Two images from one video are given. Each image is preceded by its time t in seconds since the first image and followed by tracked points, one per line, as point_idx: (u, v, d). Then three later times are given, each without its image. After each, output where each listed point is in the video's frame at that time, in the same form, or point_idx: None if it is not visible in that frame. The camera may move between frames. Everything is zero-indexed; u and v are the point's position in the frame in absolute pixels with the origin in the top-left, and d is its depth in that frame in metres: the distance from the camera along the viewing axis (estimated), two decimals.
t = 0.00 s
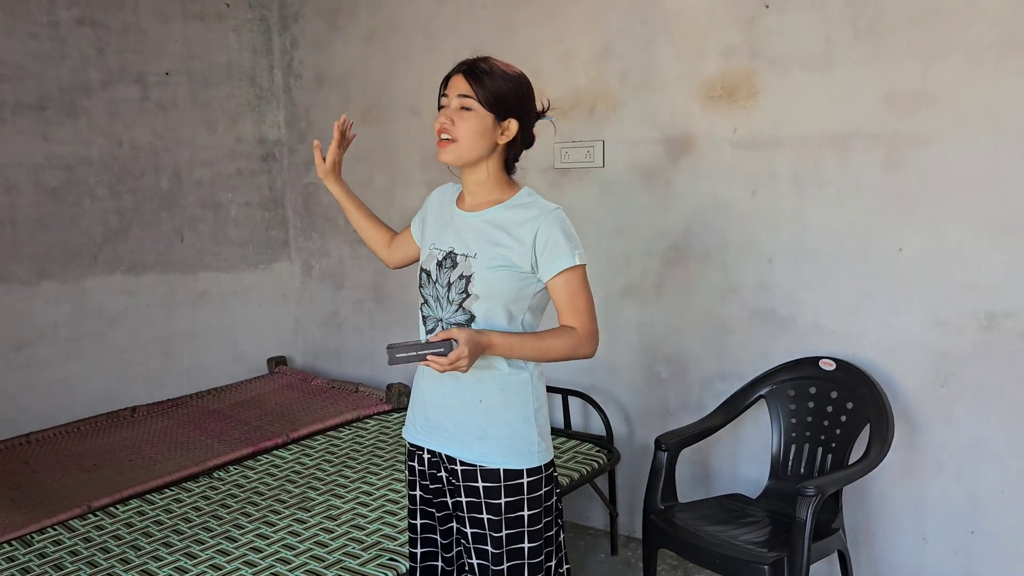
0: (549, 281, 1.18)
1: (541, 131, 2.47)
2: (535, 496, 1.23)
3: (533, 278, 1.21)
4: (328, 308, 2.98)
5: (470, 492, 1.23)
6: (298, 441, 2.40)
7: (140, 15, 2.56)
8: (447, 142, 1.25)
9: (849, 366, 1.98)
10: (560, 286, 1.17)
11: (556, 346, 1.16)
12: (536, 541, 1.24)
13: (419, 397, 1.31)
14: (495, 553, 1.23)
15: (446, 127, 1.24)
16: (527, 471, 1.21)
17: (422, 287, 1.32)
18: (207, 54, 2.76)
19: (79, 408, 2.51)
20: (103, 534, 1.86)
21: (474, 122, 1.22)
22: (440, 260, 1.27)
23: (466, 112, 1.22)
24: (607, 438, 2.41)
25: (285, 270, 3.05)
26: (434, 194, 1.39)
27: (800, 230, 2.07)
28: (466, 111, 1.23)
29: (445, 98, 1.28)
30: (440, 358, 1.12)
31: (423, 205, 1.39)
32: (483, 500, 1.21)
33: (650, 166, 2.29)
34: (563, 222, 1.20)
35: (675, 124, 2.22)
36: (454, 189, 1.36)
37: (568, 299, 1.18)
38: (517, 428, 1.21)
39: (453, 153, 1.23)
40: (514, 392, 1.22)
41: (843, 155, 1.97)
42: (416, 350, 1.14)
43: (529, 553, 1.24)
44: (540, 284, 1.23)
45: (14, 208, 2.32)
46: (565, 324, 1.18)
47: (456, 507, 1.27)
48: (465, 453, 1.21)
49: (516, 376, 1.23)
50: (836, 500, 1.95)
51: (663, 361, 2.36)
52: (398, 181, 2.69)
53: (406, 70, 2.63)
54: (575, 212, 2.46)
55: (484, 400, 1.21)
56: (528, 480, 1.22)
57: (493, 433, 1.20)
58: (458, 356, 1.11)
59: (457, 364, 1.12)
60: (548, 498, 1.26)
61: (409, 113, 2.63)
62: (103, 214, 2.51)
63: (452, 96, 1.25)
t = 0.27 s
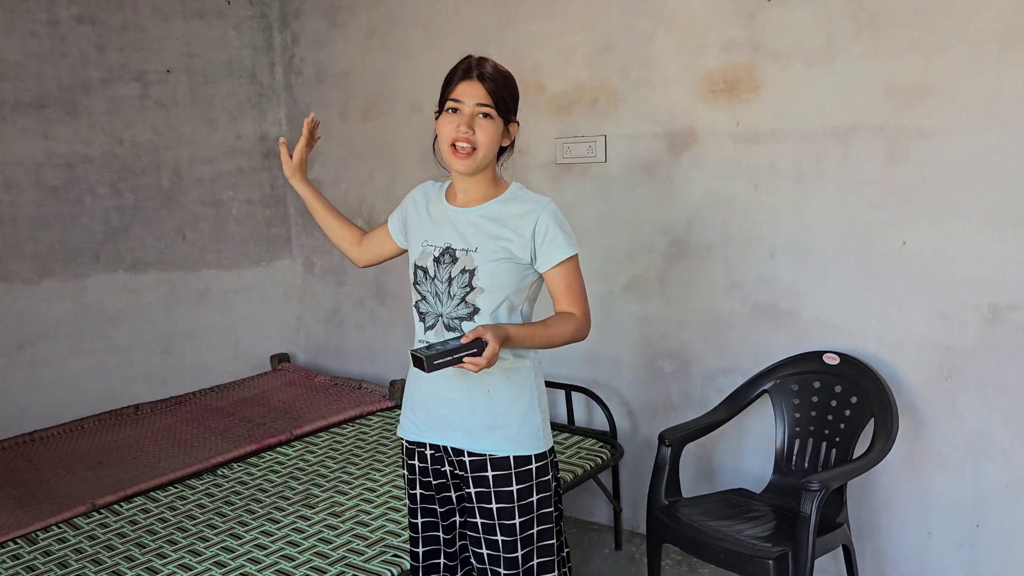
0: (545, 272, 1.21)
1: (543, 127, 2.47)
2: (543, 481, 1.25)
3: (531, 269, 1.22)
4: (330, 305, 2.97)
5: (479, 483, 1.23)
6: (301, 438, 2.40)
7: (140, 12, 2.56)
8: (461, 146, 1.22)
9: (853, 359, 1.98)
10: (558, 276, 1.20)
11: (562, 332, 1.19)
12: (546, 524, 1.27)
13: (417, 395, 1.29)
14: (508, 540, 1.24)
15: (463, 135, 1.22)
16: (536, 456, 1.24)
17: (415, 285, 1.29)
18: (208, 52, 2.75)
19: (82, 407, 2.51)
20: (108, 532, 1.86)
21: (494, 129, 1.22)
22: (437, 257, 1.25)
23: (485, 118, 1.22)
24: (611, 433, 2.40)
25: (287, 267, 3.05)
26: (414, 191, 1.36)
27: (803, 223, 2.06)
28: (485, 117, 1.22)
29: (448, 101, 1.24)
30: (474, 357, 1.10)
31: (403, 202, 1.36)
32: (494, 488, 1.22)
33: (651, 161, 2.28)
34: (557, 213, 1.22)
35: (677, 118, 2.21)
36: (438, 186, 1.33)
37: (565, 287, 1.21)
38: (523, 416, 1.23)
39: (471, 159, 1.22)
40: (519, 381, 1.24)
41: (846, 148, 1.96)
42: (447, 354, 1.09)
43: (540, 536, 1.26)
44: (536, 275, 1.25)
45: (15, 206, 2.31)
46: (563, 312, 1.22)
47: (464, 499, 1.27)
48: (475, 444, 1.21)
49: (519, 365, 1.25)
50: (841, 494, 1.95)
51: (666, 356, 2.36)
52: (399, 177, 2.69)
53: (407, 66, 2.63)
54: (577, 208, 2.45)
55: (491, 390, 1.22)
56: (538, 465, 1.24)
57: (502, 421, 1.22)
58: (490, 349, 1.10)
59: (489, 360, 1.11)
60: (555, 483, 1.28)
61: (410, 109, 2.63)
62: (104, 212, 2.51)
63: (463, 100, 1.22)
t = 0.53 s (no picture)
0: (539, 269, 1.23)
1: (544, 127, 2.46)
2: (547, 474, 1.27)
3: (526, 266, 1.23)
4: (333, 306, 2.98)
5: (484, 479, 1.24)
6: (304, 439, 2.40)
7: (142, 14, 2.56)
8: (462, 151, 1.22)
9: (855, 359, 1.98)
10: (551, 272, 1.22)
11: (560, 325, 1.22)
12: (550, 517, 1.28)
13: (415, 394, 1.27)
14: (512, 534, 1.24)
15: (462, 141, 1.22)
16: (539, 449, 1.25)
17: (411, 286, 1.27)
18: (210, 53, 2.75)
19: (85, 408, 2.51)
20: (111, 533, 1.86)
21: (489, 130, 1.24)
22: (435, 257, 1.24)
23: (480, 121, 1.24)
24: (613, 433, 2.40)
25: (290, 268, 3.05)
26: (399, 194, 1.34)
27: (805, 223, 2.05)
28: (479, 120, 1.24)
29: (439, 107, 1.24)
30: (488, 355, 1.11)
31: (390, 205, 1.33)
32: (498, 483, 1.23)
33: (653, 161, 2.28)
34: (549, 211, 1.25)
35: (679, 119, 2.21)
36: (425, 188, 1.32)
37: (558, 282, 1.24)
38: (526, 410, 1.24)
39: (472, 163, 1.22)
40: (520, 375, 1.24)
41: (848, 147, 1.96)
42: (466, 353, 1.09)
43: (545, 528, 1.28)
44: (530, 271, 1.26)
45: (17, 208, 2.32)
46: (556, 307, 1.24)
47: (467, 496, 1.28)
48: (480, 440, 1.22)
49: (520, 358, 1.25)
50: (844, 494, 1.94)
51: (669, 356, 2.36)
52: (401, 178, 2.69)
53: (409, 66, 2.63)
54: (579, 208, 2.45)
55: (495, 387, 1.23)
56: (540, 458, 1.25)
57: (506, 417, 1.22)
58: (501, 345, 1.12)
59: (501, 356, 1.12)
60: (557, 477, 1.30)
61: (412, 110, 2.63)
62: (107, 214, 2.51)
63: (456, 106, 1.23)
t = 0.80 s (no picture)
0: (541, 273, 1.23)
1: (554, 134, 2.46)
2: (557, 477, 1.27)
3: (529, 270, 1.23)
4: (343, 313, 2.98)
5: (495, 484, 1.23)
6: (314, 445, 2.41)
7: (154, 23, 2.58)
8: (467, 155, 1.23)
9: (867, 366, 1.97)
10: (553, 276, 1.22)
11: (560, 330, 1.21)
12: (560, 521, 1.28)
13: (423, 400, 1.27)
14: (524, 537, 1.24)
15: (468, 145, 1.22)
16: (549, 452, 1.25)
17: (416, 293, 1.27)
18: (221, 61, 2.77)
19: (96, 415, 2.53)
20: (122, 539, 1.87)
21: (493, 137, 1.25)
22: (439, 263, 1.23)
23: (486, 126, 1.24)
24: (623, 441, 2.39)
25: (300, 275, 3.06)
26: (399, 203, 1.33)
27: (815, 230, 2.05)
28: (485, 125, 1.25)
29: (446, 110, 1.24)
30: (477, 364, 1.12)
31: (389, 215, 1.32)
32: (509, 487, 1.22)
33: (664, 168, 2.27)
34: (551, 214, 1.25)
35: (688, 125, 2.21)
36: (425, 195, 1.31)
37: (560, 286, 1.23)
38: (534, 412, 1.24)
39: (477, 168, 1.23)
40: (528, 377, 1.25)
41: (859, 154, 1.96)
42: (452, 364, 1.11)
43: (556, 532, 1.27)
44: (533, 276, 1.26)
45: (31, 216, 2.34)
46: (558, 311, 1.24)
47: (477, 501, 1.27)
48: (489, 444, 1.21)
49: (526, 361, 1.26)
50: (855, 502, 1.93)
51: (679, 364, 2.35)
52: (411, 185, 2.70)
53: (419, 74, 2.64)
54: (589, 215, 2.45)
55: (503, 389, 1.23)
56: (550, 461, 1.25)
57: (515, 419, 1.22)
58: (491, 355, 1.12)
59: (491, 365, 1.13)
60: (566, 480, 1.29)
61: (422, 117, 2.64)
62: (119, 222, 2.53)
63: (463, 109, 1.23)
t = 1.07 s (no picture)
0: (565, 285, 1.23)
1: (579, 148, 2.47)
2: (582, 491, 1.26)
3: (553, 283, 1.23)
4: (367, 326, 3.00)
5: (521, 498, 1.23)
6: (337, 458, 2.42)
7: (184, 39, 2.62)
8: (487, 167, 1.23)
9: (893, 381, 1.95)
10: (576, 289, 1.23)
11: (584, 343, 1.21)
12: (586, 535, 1.27)
13: (446, 414, 1.27)
14: (550, 552, 1.24)
15: (487, 157, 1.23)
16: (574, 466, 1.24)
17: (440, 307, 1.27)
18: (249, 77, 2.81)
19: (124, 427, 2.56)
20: (148, 550, 1.88)
21: (515, 149, 1.26)
22: (463, 276, 1.23)
23: (507, 139, 1.25)
24: (647, 455, 2.38)
25: (324, 288, 3.09)
26: (422, 218, 1.33)
27: (840, 244, 2.04)
28: (506, 138, 1.25)
29: (467, 124, 1.26)
30: (506, 373, 1.12)
31: (413, 230, 1.33)
32: (535, 500, 1.22)
33: (689, 182, 2.27)
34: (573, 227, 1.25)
35: (712, 139, 2.21)
36: (447, 210, 1.32)
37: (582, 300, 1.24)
38: (561, 425, 1.24)
39: (497, 180, 1.23)
40: (554, 390, 1.25)
41: (884, 168, 1.95)
42: (481, 371, 1.11)
43: (582, 546, 1.27)
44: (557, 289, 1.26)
45: (62, 230, 2.38)
46: (580, 324, 1.24)
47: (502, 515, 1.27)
48: (515, 458, 1.21)
49: (551, 373, 1.26)
50: (881, 518, 1.91)
51: (704, 379, 2.34)
52: (436, 199, 2.71)
53: (445, 88, 2.66)
54: (614, 229, 2.45)
55: (529, 402, 1.23)
56: (576, 475, 1.24)
57: (540, 432, 1.22)
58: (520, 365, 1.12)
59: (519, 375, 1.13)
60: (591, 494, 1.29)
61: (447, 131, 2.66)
62: (147, 235, 2.56)
63: (484, 122, 1.25)
